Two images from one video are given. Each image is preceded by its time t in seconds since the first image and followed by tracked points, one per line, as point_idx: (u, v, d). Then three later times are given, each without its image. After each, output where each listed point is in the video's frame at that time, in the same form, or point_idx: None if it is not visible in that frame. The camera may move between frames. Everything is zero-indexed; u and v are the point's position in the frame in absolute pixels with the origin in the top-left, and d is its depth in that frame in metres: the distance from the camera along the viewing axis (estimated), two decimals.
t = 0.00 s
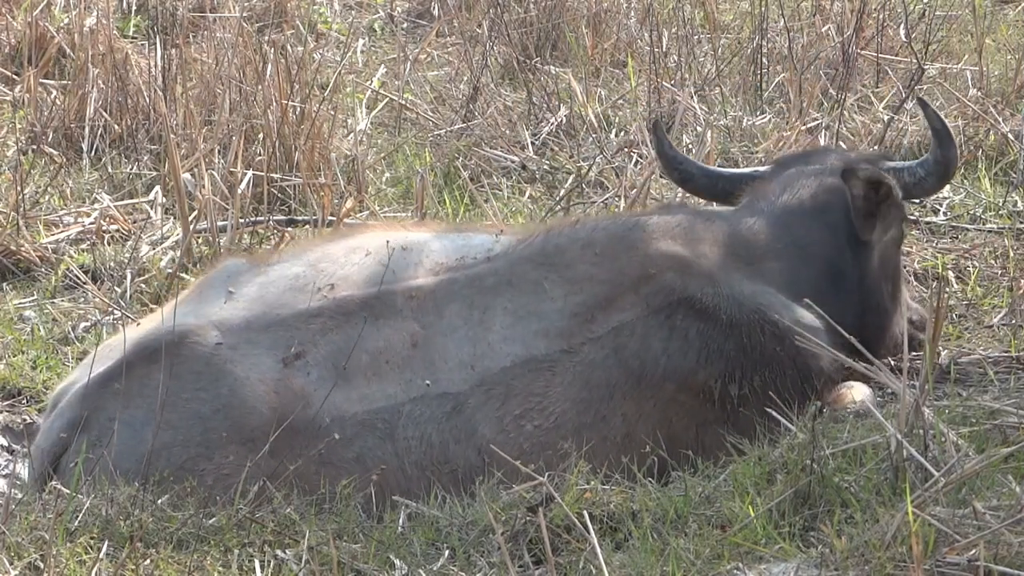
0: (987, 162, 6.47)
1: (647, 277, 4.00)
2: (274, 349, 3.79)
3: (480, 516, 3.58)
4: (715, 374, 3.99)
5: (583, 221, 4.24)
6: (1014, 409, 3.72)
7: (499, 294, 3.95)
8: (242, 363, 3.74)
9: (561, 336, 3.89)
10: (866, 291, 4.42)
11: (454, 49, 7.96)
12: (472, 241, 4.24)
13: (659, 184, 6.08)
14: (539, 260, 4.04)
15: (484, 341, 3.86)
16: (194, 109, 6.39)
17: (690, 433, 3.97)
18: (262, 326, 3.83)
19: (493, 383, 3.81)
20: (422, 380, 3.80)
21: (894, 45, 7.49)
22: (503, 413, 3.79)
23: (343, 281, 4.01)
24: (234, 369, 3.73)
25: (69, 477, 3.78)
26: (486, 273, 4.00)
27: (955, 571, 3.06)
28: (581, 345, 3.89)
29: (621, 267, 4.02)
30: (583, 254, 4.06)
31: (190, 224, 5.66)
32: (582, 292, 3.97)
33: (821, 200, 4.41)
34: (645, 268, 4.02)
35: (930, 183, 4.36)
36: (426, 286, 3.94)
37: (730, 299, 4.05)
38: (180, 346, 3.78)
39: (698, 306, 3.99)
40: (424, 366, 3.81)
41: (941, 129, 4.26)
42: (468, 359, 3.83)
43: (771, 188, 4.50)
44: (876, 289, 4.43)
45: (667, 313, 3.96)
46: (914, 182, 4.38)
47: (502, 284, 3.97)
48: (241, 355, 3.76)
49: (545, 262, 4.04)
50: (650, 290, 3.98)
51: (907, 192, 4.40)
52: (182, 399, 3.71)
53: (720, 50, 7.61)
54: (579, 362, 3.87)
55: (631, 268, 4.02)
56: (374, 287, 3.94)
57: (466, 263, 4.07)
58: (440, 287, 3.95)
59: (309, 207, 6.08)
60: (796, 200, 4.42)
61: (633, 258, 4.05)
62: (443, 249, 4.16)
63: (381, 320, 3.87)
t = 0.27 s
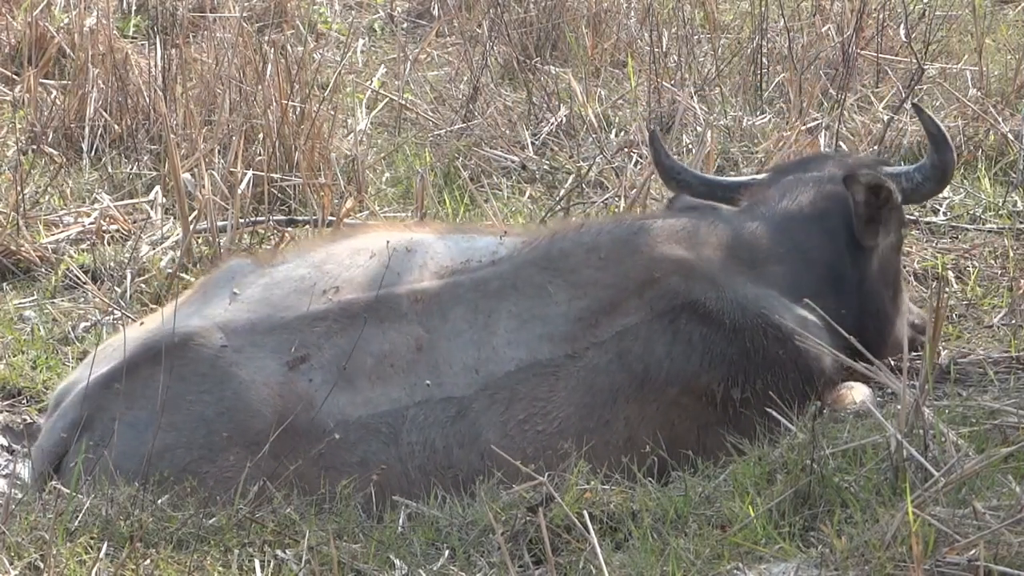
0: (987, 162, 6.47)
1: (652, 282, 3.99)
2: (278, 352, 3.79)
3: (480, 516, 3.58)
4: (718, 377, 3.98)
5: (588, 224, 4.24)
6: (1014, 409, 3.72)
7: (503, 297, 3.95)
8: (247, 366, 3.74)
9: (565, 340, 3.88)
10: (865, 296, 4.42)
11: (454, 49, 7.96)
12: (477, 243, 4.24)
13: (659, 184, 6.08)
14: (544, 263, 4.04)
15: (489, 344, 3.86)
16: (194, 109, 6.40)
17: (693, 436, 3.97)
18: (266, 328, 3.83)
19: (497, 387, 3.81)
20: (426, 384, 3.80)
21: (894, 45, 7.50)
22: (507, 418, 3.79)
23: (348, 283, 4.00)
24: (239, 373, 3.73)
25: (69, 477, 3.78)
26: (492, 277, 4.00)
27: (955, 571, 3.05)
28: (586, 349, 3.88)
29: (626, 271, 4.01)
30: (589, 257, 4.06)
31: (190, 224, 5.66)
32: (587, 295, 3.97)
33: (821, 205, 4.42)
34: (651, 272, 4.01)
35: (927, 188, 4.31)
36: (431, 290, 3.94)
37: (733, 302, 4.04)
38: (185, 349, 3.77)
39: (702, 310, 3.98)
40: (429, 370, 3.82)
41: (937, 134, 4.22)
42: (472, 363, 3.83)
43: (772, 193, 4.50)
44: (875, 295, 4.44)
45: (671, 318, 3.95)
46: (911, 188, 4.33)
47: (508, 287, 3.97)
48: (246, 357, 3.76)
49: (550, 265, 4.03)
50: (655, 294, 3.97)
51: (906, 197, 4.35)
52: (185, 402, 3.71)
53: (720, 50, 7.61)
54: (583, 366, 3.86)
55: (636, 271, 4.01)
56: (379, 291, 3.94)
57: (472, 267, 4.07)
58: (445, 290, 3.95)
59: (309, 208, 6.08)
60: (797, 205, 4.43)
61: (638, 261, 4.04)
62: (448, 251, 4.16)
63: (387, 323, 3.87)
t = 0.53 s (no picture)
0: (987, 162, 6.47)
1: (652, 282, 4.00)
2: (279, 352, 3.79)
3: (480, 516, 3.58)
4: (718, 377, 3.98)
5: (589, 225, 4.24)
6: (1014, 409, 3.72)
7: (504, 298, 3.95)
8: (247, 366, 3.75)
9: (566, 340, 3.89)
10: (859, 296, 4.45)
11: (454, 49, 7.96)
12: (478, 243, 4.25)
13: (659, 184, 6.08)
14: (545, 263, 4.04)
15: (489, 345, 3.86)
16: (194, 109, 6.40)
17: (693, 437, 3.97)
18: (266, 328, 3.84)
19: (498, 387, 3.81)
20: (426, 384, 3.80)
21: (894, 45, 7.50)
22: (507, 418, 3.78)
23: (348, 283, 4.01)
24: (240, 373, 3.73)
25: (69, 478, 3.78)
26: (493, 277, 4.00)
27: (955, 571, 3.06)
28: (586, 350, 3.88)
29: (626, 272, 4.02)
30: (589, 258, 4.06)
31: (190, 224, 5.66)
32: (588, 296, 3.97)
33: (818, 204, 4.43)
34: (651, 272, 4.01)
35: (922, 185, 4.35)
36: (432, 290, 3.95)
37: (733, 302, 4.03)
38: (187, 349, 3.78)
39: (702, 311, 3.98)
40: (429, 370, 3.82)
41: (931, 133, 4.25)
42: (472, 364, 3.83)
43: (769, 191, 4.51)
44: (871, 293, 4.48)
45: (672, 318, 3.95)
46: (907, 186, 4.37)
47: (508, 288, 3.97)
48: (246, 358, 3.76)
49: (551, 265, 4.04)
50: (656, 295, 3.98)
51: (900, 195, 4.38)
52: (186, 402, 3.71)
53: (720, 50, 7.61)
54: (584, 367, 3.86)
55: (636, 272, 4.01)
56: (380, 290, 3.94)
57: (473, 267, 4.07)
58: (445, 291, 3.95)
59: (309, 208, 6.08)
60: (794, 204, 4.43)
61: (639, 262, 4.04)
62: (448, 251, 4.16)
63: (387, 324, 3.87)
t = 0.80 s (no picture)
0: (987, 161, 6.47)
1: (651, 281, 4.00)
2: (279, 350, 3.79)
3: (480, 516, 3.58)
4: (718, 376, 3.97)
5: (588, 224, 4.24)
6: (1014, 409, 3.72)
7: (503, 296, 3.95)
8: (247, 365, 3.75)
9: (565, 339, 3.89)
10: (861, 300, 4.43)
11: (454, 49, 7.96)
12: (477, 242, 4.24)
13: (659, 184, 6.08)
14: (544, 262, 4.04)
15: (489, 343, 3.86)
16: (194, 109, 6.40)
17: (693, 436, 3.96)
18: (266, 326, 3.84)
19: (497, 386, 3.81)
20: (426, 383, 3.80)
21: (894, 45, 7.50)
22: (507, 417, 3.78)
23: (347, 282, 4.01)
24: (239, 371, 3.73)
25: (69, 478, 3.78)
26: (492, 275, 4.00)
27: (955, 571, 3.05)
28: (585, 348, 3.88)
29: (625, 271, 4.02)
30: (589, 256, 4.06)
31: (190, 224, 5.66)
32: (587, 295, 3.97)
33: (819, 211, 4.44)
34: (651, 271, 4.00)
35: (925, 191, 4.37)
36: (431, 288, 3.94)
37: (733, 301, 4.03)
38: (186, 348, 3.78)
39: (702, 310, 3.98)
40: (428, 369, 3.82)
41: (933, 138, 4.27)
42: (471, 362, 3.83)
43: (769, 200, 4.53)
44: (873, 299, 4.46)
45: (671, 316, 3.95)
46: (909, 191, 4.39)
47: (508, 287, 3.97)
48: (246, 356, 3.76)
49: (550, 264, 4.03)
50: (655, 294, 3.97)
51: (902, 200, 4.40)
52: (186, 401, 3.71)
53: (720, 50, 7.61)
54: (583, 366, 3.86)
55: (635, 271, 4.01)
56: (379, 289, 3.94)
57: (472, 266, 4.07)
58: (445, 289, 3.95)
59: (309, 208, 6.09)
60: (797, 211, 4.44)
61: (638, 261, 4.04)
62: (448, 250, 4.16)
63: (386, 322, 3.87)
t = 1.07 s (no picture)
0: (987, 162, 6.47)
1: (651, 281, 3.99)
2: (278, 350, 3.79)
3: (480, 516, 3.58)
4: (718, 376, 3.97)
5: (587, 224, 4.24)
6: (1014, 409, 3.72)
7: (503, 296, 3.95)
8: (246, 365, 3.74)
9: (564, 339, 3.89)
10: (861, 302, 4.41)
11: (454, 49, 7.96)
12: (477, 241, 4.24)
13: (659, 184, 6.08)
14: (544, 262, 4.04)
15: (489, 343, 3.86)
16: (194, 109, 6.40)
17: (693, 436, 3.96)
18: (265, 326, 3.83)
19: (496, 386, 3.81)
20: (425, 383, 3.79)
21: (894, 45, 7.50)
22: (506, 417, 3.78)
23: (347, 282, 4.01)
24: (239, 371, 3.73)
25: (69, 478, 3.78)
26: (491, 275, 4.00)
27: (955, 571, 3.05)
28: (585, 348, 3.88)
29: (624, 271, 4.02)
30: (589, 256, 4.06)
31: (190, 224, 5.66)
32: (587, 294, 3.96)
33: (817, 214, 4.41)
34: (650, 271, 4.00)
35: (921, 191, 4.36)
36: (430, 288, 3.94)
37: (733, 300, 4.02)
38: (186, 348, 3.78)
39: (702, 309, 3.97)
40: (428, 369, 3.81)
41: (926, 139, 4.26)
42: (471, 362, 3.83)
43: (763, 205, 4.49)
44: (874, 300, 4.44)
45: (671, 316, 3.95)
46: (904, 193, 4.39)
47: (507, 286, 3.97)
48: (245, 356, 3.76)
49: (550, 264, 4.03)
50: (654, 293, 3.97)
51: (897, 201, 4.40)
52: (185, 401, 3.71)
53: (720, 50, 7.61)
54: (583, 365, 3.86)
55: (634, 271, 4.01)
56: (378, 288, 3.94)
57: (472, 265, 4.07)
58: (444, 289, 3.95)
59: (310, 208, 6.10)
60: (793, 216, 4.41)
61: (637, 260, 4.04)
62: (447, 250, 4.16)
63: (385, 322, 3.87)
